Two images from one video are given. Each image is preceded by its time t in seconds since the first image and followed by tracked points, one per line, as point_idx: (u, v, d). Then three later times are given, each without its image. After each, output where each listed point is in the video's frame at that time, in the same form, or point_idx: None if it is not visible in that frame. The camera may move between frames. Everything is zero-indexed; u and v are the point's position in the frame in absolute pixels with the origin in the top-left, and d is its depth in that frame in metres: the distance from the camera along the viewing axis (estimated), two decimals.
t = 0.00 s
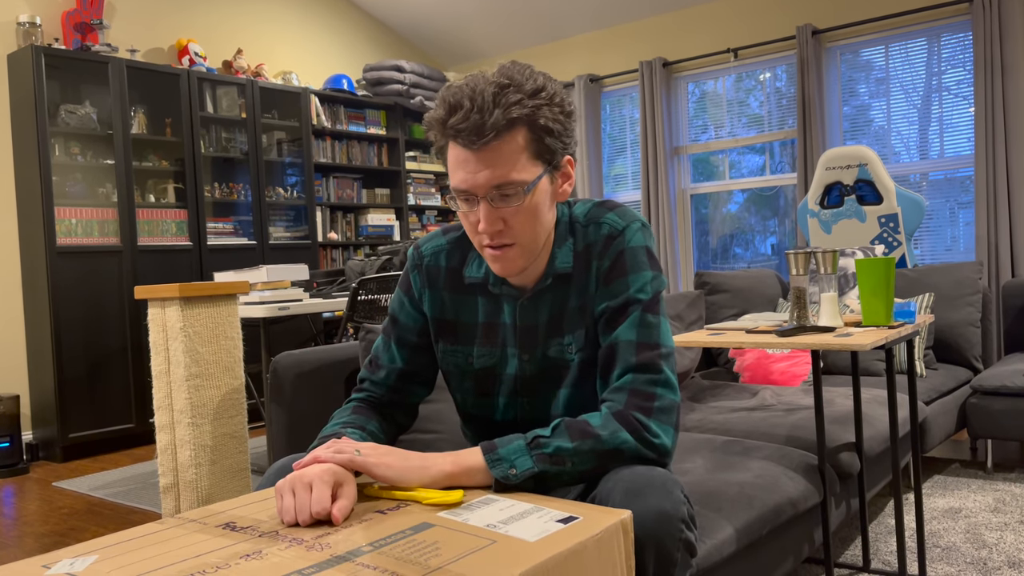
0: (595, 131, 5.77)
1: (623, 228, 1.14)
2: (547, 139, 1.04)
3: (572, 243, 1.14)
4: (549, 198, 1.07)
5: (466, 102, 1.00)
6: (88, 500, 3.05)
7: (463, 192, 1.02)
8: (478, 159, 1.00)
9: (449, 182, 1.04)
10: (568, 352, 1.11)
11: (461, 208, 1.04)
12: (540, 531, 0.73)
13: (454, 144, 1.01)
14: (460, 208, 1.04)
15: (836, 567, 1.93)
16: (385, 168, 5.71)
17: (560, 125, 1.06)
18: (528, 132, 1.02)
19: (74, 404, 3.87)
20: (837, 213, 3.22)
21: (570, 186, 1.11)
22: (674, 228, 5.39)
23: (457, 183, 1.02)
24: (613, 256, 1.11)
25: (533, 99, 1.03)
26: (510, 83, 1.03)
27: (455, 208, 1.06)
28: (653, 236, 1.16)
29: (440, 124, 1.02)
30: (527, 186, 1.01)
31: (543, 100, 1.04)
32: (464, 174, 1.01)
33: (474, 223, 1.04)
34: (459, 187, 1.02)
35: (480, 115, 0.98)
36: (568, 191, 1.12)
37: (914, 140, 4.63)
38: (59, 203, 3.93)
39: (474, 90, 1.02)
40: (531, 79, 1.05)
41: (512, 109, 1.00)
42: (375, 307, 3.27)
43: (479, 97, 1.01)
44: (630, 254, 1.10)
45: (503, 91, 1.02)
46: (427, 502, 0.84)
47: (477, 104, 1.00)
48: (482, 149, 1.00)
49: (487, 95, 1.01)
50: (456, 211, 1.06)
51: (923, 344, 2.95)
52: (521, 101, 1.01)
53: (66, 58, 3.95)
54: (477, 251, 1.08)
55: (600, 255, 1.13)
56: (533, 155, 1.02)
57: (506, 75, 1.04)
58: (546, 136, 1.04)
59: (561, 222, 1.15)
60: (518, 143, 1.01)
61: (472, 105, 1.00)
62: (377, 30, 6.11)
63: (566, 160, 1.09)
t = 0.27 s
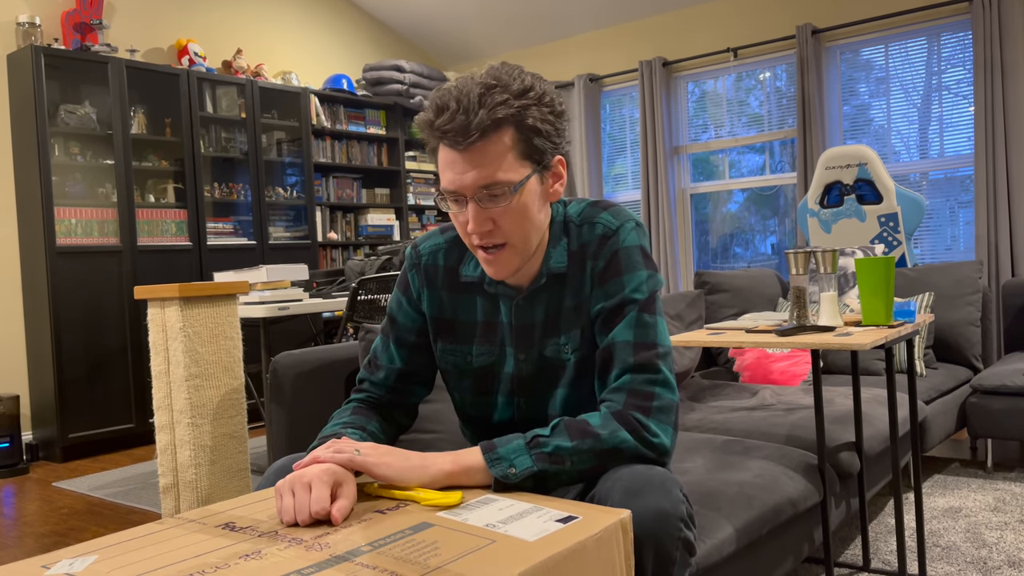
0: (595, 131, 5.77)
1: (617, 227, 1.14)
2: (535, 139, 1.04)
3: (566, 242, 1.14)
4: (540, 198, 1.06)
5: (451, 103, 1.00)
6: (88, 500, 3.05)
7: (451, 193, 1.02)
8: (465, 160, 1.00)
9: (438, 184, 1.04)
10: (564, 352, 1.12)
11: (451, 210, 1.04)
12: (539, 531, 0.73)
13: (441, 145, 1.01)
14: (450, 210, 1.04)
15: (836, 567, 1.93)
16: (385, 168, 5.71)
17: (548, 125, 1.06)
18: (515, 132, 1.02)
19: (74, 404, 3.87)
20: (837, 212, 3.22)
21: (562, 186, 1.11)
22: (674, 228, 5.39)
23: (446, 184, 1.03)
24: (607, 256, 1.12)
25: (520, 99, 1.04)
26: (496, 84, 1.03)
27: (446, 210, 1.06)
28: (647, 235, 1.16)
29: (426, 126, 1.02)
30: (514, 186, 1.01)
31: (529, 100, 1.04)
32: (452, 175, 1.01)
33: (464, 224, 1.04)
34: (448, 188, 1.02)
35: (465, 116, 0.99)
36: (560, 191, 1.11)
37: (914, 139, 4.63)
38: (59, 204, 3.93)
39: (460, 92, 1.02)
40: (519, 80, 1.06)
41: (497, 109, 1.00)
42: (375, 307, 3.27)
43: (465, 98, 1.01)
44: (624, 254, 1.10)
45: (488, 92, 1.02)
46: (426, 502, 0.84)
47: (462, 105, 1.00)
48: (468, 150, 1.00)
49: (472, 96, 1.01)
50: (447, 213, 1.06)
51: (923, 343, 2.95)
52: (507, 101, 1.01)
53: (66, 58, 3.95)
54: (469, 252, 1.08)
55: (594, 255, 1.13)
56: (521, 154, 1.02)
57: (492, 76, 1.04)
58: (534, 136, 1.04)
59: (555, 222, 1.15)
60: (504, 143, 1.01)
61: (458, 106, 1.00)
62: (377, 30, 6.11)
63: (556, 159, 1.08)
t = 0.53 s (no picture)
0: (595, 130, 5.77)
1: (614, 228, 1.14)
2: (525, 138, 1.04)
3: (563, 242, 1.14)
4: (531, 197, 1.06)
5: (439, 105, 1.01)
6: (88, 501, 3.06)
7: (442, 194, 1.03)
8: (454, 161, 1.00)
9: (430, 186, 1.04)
10: (561, 352, 1.12)
11: (443, 212, 1.05)
12: (539, 531, 0.73)
13: (431, 147, 1.02)
14: (443, 211, 1.04)
15: (837, 566, 1.92)
16: (385, 168, 5.71)
17: (538, 124, 1.06)
18: (503, 132, 1.02)
19: (74, 405, 3.87)
20: (837, 212, 3.21)
21: (554, 186, 1.11)
22: (674, 228, 5.39)
23: (437, 186, 1.03)
24: (604, 257, 1.11)
25: (508, 99, 1.03)
26: (484, 84, 1.03)
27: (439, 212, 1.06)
28: (644, 235, 1.16)
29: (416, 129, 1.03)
30: (504, 185, 1.01)
31: (518, 99, 1.04)
32: (442, 177, 1.01)
33: (456, 225, 1.04)
34: (439, 190, 1.03)
35: (451, 118, 0.99)
36: (553, 190, 1.11)
37: (914, 139, 4.62)
38: (59, 204, 3.93)
39: (448, 93, 1.02)
40: (507, 79, 1.06)
41: (484, 110, 1.00)
42: (375, 307, 3.27)
43: (453, 99, 1.01)
44: (620, 254, 1.10)
45: (476, 93, 1.02)
46: (427, 502, 0.84)
47: (450, 107, 1.00)
48: (456, 152, 1.00)
49: (459, 98, 1.01)
50: (440, 215, 1.06)
51: (923, 343, 2.95)
52: (494, 102, 1.01)
53: (66, 59, 3.95)
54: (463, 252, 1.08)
55: (591, 256, 1.13)
56: (510, 154, 1.02)
57: (480, 77, 1.05)
58: (524, 136, 1.04)
59: (551, 222, 1.15)
60: (492, 144, 1.01)
61: (445, 108, 1.00)
62: (377, 30, 6.11)
63: (547, 158, 1.08)
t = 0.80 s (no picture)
0: (595, 130, 5.77)
1: (612, 228, 1.14)
2: (522, 136, 1.04)
3: (561, 242, 1.14)
4: (529, 195, 1.06)
5: (436, 102, 1.01)
6: (88, 501, 3.06)
7: (439, 191, 1.03)
8: (451, 158, 1.00)
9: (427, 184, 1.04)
10: (559, 351, 1.12)
11: (440, 209, 1.05)
12: (539, 531, 0.73)
13: (428, 144, 1.02)
14: (440, 209, 1.04)
15: (836, 566, 1.93)
16: (385, 168, 5.71)
17: (535, 122, 1.06)
18: (500, 129, 1.02)
19: (74, 405, 3.88)
20: (837, 211, 3.21)
21: (551, 184, 1.10)
22: (674, 228, 5.40)
23: (434, 183, 1.03)
24: (603, 257, 1.11)
25: (505, 97, 1.04)
26: (481, 82, 1.03)
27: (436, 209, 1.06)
28: (642, 236, 1.16)
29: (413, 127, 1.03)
30: (501, 182, 1.01)
31: (515, 97, 1.05)
32: (439, 174, 1.01)
33: (453, 222, 1.04)
34: (436, 187, 1.03)
35: (448, 114, 0.99)
36: (551, 189, 1.11)
37: (914, 138, 4.62)
38: (59, 204, 3.93)
39: (445, 91, 1.02)
40: (505, 78, 1.06)
41: (481, 106, 1.00)
42: (375, 307, 3.27)
43: (450, 96, 1.01)
44: (619, 254, 1.10)
45: (473, 90, 1.02)
46: (427, 502, 0.84)
47: (446, 104, 1.00)
48: (452, 149, 1.00)
49: (455, 95, 1.01)
50: (437, 213, 1.06)
51: (923, 342, 2.95)
52: (491, 99, 1.02)
53: (66, 59, 3.95)
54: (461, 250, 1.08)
55: (589, 256, 1.13)
56: (506, 151, 1.02)
57: (478, 75, 1.05)
58: (521, 133, 1.04)
59: (550, 222, 1.15)
60: (489, 141, 1.01)
61: (442, 105, 1.01)
62: (377, 30, 6.11)
63: (545, 156, 1.08)
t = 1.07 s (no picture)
0: (595, 129, 5.77)
1: (612, 228, 1.14)
2: (522, 135, 1.04)
3: (561, 241, 1.14)
4: (529, 194, 1.06)
5: (436, 103, 1.01)
6: (88, 501, 3.06)
7: (440, 191, 1.03)
8: (451, 158, 1.00)
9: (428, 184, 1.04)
10: (559, 351, 1.12)
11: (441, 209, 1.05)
12: (538, 530, 0.73)
13: (428, 145, 1.02)
14: (440, 209, 1.04)
15: (837, 565, 1.93)
16: (385, 168, 5.71)
17: (535, 121, 1.06)
18: (501, 129, 1.02)
19: (74, 405, 3.88)
20: (837, 211, 3.21)
21: (552, 182, 1.10)
22: (674, 228, 5.40)
23: (434, 183, 1.03)
24: (602, 257, 1.11)
25: (505, 96, 1.04)
26: (481, 82, 1.03)
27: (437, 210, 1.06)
28: (642, 235, 1.16)
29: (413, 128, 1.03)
30: (501, 181, 1.01)
31: (515, 97, 1.04)
32: (439, 174, 1.01)
33: (454, 222, 1.04)
34: (436, 187, 1.03)
35: (448, 114, 0.99)
36: (551, 187, 1.11)
37: (914, 137, 4.62)
38: (59, 204, 3.93)
39: (445, 90, 1.02)
40: (504, 77, 1.06)
41: (481, 106, 1.00)
42: (375, 307, 3.27)
43: (450, 96, 1.01)
44: (619, 254, 1.10)
45: (472, 90, 1.02)
46: (426, 502, 0.84)
47: (446, 103, 1.00)
48: (453, 149, 1.00)
49: (455, 94, 1.01)
50: (438, 213, 1.06)
51: (923, 341, 2.95)
52: (491, 98, 1.02)
53: (65, 59, 3.95)
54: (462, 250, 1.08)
55: (589, 255, 1.13)
56: (507, 150, 1.02)
57: (477, 74, 1.05)
58: (521, 132, 1.04)
59: (549, 222, 1.15)
60: (489, 140, 1.01)
61: (442, 105, 1.01)
62: (376, 30, 6.11)
63: (545, 155, 1.08)
